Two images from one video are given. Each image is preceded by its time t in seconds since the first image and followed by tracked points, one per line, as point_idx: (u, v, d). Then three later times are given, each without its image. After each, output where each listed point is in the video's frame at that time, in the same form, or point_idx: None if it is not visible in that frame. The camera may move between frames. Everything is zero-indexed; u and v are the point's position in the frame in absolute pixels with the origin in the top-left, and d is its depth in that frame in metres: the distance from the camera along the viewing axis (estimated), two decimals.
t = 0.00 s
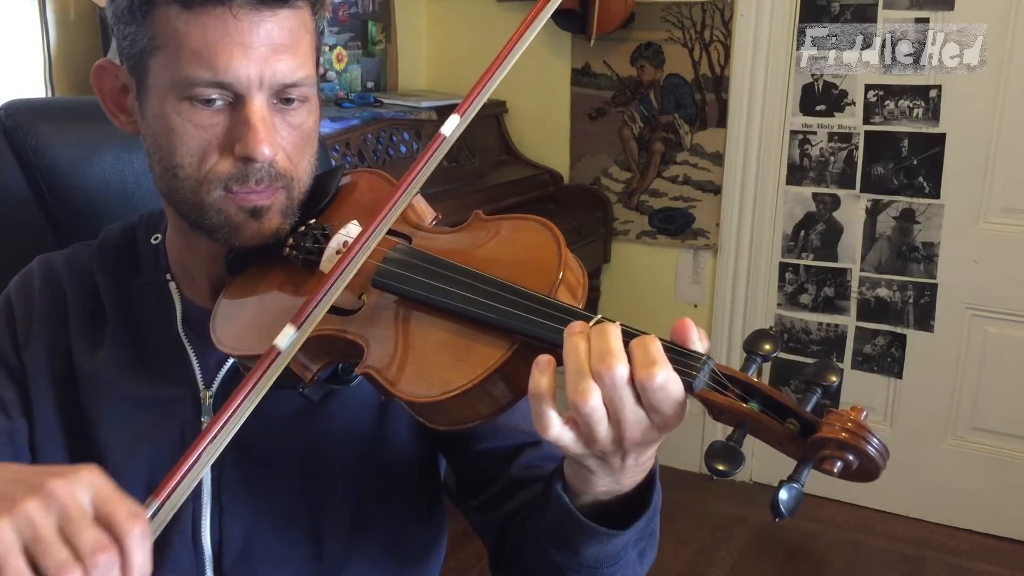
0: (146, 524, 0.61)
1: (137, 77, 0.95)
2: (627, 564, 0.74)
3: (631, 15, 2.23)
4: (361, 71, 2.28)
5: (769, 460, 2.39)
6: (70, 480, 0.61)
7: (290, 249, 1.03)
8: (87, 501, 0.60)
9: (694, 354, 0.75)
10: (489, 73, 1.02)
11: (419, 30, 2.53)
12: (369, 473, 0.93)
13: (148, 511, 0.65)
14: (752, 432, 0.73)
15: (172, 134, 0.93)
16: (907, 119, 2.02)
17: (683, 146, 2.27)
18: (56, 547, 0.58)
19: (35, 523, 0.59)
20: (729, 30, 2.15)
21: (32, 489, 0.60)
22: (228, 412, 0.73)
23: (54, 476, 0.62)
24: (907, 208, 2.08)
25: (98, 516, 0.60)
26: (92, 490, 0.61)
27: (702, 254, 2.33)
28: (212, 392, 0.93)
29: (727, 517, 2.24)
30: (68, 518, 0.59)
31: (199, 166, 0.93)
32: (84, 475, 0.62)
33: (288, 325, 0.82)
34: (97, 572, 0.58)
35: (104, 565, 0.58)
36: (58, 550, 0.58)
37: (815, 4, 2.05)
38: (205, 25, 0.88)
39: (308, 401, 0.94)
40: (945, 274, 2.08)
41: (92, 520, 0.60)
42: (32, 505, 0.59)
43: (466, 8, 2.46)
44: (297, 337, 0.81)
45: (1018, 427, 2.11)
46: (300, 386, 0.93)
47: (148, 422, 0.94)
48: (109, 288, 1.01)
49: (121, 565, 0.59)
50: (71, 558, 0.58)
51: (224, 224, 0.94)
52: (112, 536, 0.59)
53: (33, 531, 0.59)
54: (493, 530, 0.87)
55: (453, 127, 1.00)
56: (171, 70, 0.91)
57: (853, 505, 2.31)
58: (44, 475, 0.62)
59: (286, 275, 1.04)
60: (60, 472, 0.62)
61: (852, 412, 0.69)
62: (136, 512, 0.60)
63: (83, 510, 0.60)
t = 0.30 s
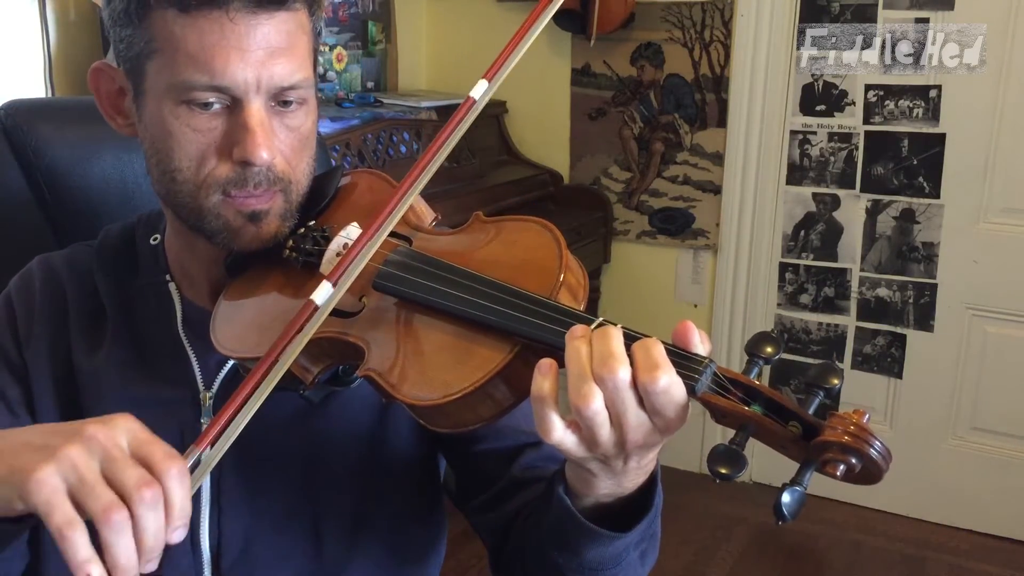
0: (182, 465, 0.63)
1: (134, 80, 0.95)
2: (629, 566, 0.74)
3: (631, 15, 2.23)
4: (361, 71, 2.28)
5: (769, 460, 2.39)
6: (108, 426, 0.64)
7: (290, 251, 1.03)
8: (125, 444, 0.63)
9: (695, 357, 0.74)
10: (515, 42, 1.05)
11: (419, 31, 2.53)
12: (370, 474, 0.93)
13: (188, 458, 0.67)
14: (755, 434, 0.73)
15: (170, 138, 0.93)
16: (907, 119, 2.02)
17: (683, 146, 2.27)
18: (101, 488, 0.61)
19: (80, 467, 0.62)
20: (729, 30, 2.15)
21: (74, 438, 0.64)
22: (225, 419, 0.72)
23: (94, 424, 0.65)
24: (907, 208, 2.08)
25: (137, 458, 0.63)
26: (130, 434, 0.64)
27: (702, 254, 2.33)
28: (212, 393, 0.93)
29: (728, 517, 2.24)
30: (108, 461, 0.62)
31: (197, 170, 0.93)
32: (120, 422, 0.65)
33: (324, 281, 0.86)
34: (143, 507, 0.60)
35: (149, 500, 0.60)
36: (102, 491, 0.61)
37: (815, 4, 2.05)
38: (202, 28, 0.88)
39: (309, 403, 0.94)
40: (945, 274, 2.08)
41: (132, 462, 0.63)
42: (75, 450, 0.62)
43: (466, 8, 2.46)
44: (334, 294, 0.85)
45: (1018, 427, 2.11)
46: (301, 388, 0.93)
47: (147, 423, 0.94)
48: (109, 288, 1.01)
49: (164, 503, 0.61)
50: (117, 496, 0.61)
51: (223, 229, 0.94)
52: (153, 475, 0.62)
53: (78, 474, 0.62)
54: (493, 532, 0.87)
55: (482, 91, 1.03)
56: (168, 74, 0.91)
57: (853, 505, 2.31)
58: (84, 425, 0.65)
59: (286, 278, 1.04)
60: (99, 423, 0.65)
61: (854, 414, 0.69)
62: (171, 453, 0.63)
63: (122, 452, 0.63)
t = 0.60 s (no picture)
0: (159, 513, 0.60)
1: (138, 83, 0.95)
2: (635, 570, 0.74)
3: (631, 15, 2.23)
4: (361, 71, 2.27)
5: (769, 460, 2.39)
6: (83, 472, 0.60)
7: (295, 256, 1.03)
8: (100, 493, 0.59)
9: (706, 368, 0.74)
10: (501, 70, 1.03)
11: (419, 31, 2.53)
12: (374, 477, 0.93)
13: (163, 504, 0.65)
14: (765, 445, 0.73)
15: (174, 142, 0.92)
16: (907, 119, 2.02)
17: (682, 146, 2.27)
18: (73, 539, 0.58)
19: (51, 518, 0.58)
20: (729, 30, 2.14)
21: (47, 484, 0.59)
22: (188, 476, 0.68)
23: (69, 468, 0.61)
24: (907, 208, 2.08)
25: (112, 508, 0.59)
26: (106, 482, 0.60)
27: (702, 254, 2.33)
28: (216, 396, 0.93)
29: (728, 518, 2.24)
30: (80, 512, 0.58)
31: (202, 175, 0.93)
32: (96, 467, 0.61)
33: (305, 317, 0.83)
34: (115, 563, 0.57)
35: (120, 555, 0.57)
36: (75, 542, 0.58)
37: (815, 4, 2.05)
38: (207, 34, 0.88)
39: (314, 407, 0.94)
40: (945, 274, 2.08)
41: (108, 512, 0.59)
42: (47, 499, 0.59)
43: (466, 8, 2.46)
44: (315, 329, 0.83)
45: (1018, 427, 2.11)
46: (308, 393, 0.93)
47: (150, 425, 0.94)
48: (110, 290, 1.00)
49: (138, 556, 0.58)
50: (89, 550, 0.57)
51: (227, 232, 0.94)
52: (128, 528, 0.58)
53: (49, 525, 0.58)
54: (498, 535, 0.87)
55: (469, 118, 1.00)
56: (173, 79, 0.90)
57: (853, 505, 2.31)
58: (61, 468, 0.61)
59: (291, 282, 1.04)
60: (73, 465, 0.61)
61: (865, 426, 0.69)
62: (148, 500, 0.59)
63: (96, 501, 0.59)
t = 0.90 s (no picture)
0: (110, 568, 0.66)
1: (146, 81, 0.94)
2: (638, 571, 0.74)
3: (631, 15, 2.23)
4: (361, 71, 2.27)
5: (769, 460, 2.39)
6: (35, 530, 0.65)
7: (301, 256, 1.03)
8: (50, 553, 0.65)
9: (713, 370, 0.74)
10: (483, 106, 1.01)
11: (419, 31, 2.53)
12: (378, 478, 0.93)
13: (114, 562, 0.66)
14: (772, 447, 0.73)
15: (181, 141, 0.92)
16: (907, 119, 2.02)
17: (682, 146, 2.27)
18: None
19: None
20: (729, 30, 2.14)
21: None
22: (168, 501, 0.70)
23: (16, 524, 0.65)
24: (907, 208, 2.08)
25: (63, 567, 0.65)
26: (55, 540, 0.65)
27: (702, 254, 2.33)
28: (219, 396, 0.93)
29: (728, 518, 2.24)
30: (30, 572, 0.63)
31: (208, 174, 0.93)
32: (45, 524, 0.65)
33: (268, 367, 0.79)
34: None
35: None
36: None
37: (815, 4, 2.05)
38: (218, 33, 0.88)
39: (317, 407, 0.94)
40: (945, 274, 2.08)
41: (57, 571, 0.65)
42: None
43: (467, 8, 2.46)
44: (277, 379, 0.79)
45: (1017, 427, 2.11)
46: (311, 393, 0.93)
47: (152, 425, 0.93)
48: (112, 289, 1.00)
49: None
50: None
51: (233, 231, 0.94)
52: None
53: None
54: (500, 536, 0.87)
55: (444, 162, 0.95)
56: (182, 77, 0.90)
57: (854, 506, 2.31)
58: (9, 519, 0.65)
59: (296, 282, 1.03)
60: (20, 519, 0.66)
61: (872, 429, 0.70)
62: (98, 560, 0.66)
63: (47, 563, 0.64)
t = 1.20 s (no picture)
0: None
1: (149, 77, 0.94)
2: (638, 569, 0.74)
3: (631, 15, 2.23)
4: (361, 71, 2.27)
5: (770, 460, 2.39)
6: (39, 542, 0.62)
7: (302, 255, 1.03)
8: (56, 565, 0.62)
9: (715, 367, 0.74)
10: (480, 105, 1.02)
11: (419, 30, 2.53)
12: (378, 477, 0.94)
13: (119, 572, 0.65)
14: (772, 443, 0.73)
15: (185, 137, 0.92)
16: (907, 119, 2.02)
17: (683, 146, 2.27)
18: None
19: None
20: (729, 30, 2.14)
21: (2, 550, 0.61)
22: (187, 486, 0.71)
23: (21, 532, 0.62)
24: (907, 208, 2.08)
25: None
26: (61, 551, 0.63)
27: (702, 254, 2.33)
28: (219, 395, 0.93)
29: (728, 517, 2.24)
30: None
31: (211, 170, 0.93)
32: (51, 534, 0.63)
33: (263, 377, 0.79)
34: None
35: None
36: None
37: (815, 4, 2.05)
38: (223, 30, 0.88)
39: (317, 406, 0.94)
40: (944, 274, 2.08)
41: None
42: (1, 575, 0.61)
43: (467, 8, 2.46)
44: (272, 391, 0.78)
45: (1017, 427, 2.11)
46: (313, 392, 0.93)
47: (153, 425, 0.93)
48: (113, 289, 1.00)
49: None
50: None
51: (235, 227, 0.94)
52: None
53: None
54: (499, 535, 0.87)
55: (434, 171, 0.98)
56: (186, 74, 0.90)
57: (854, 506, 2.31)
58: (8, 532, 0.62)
59: (297, 281, 1.03)
60: (26, 526, 0.63)
61: (872, 424, 0.70)
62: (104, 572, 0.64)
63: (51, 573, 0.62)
